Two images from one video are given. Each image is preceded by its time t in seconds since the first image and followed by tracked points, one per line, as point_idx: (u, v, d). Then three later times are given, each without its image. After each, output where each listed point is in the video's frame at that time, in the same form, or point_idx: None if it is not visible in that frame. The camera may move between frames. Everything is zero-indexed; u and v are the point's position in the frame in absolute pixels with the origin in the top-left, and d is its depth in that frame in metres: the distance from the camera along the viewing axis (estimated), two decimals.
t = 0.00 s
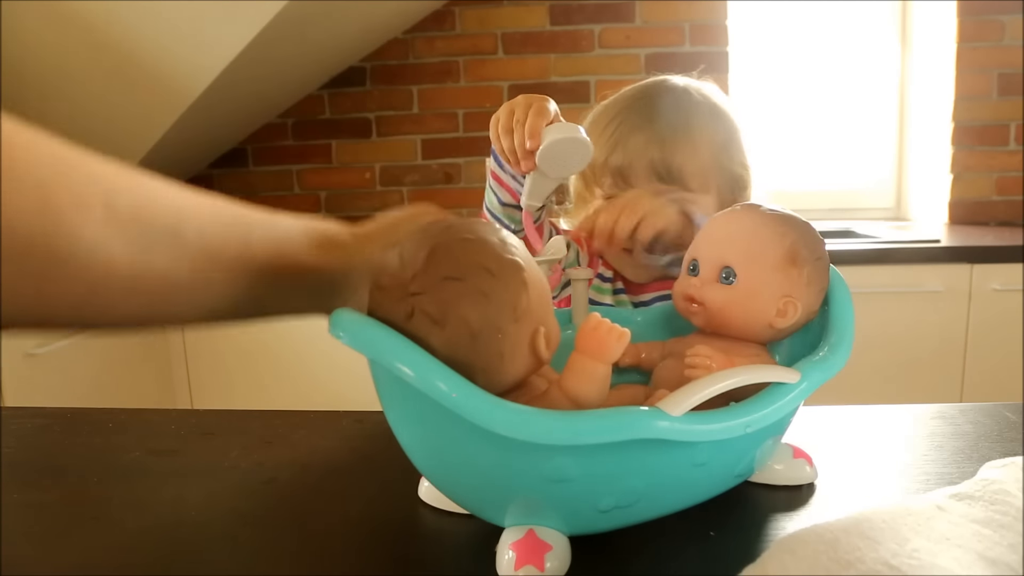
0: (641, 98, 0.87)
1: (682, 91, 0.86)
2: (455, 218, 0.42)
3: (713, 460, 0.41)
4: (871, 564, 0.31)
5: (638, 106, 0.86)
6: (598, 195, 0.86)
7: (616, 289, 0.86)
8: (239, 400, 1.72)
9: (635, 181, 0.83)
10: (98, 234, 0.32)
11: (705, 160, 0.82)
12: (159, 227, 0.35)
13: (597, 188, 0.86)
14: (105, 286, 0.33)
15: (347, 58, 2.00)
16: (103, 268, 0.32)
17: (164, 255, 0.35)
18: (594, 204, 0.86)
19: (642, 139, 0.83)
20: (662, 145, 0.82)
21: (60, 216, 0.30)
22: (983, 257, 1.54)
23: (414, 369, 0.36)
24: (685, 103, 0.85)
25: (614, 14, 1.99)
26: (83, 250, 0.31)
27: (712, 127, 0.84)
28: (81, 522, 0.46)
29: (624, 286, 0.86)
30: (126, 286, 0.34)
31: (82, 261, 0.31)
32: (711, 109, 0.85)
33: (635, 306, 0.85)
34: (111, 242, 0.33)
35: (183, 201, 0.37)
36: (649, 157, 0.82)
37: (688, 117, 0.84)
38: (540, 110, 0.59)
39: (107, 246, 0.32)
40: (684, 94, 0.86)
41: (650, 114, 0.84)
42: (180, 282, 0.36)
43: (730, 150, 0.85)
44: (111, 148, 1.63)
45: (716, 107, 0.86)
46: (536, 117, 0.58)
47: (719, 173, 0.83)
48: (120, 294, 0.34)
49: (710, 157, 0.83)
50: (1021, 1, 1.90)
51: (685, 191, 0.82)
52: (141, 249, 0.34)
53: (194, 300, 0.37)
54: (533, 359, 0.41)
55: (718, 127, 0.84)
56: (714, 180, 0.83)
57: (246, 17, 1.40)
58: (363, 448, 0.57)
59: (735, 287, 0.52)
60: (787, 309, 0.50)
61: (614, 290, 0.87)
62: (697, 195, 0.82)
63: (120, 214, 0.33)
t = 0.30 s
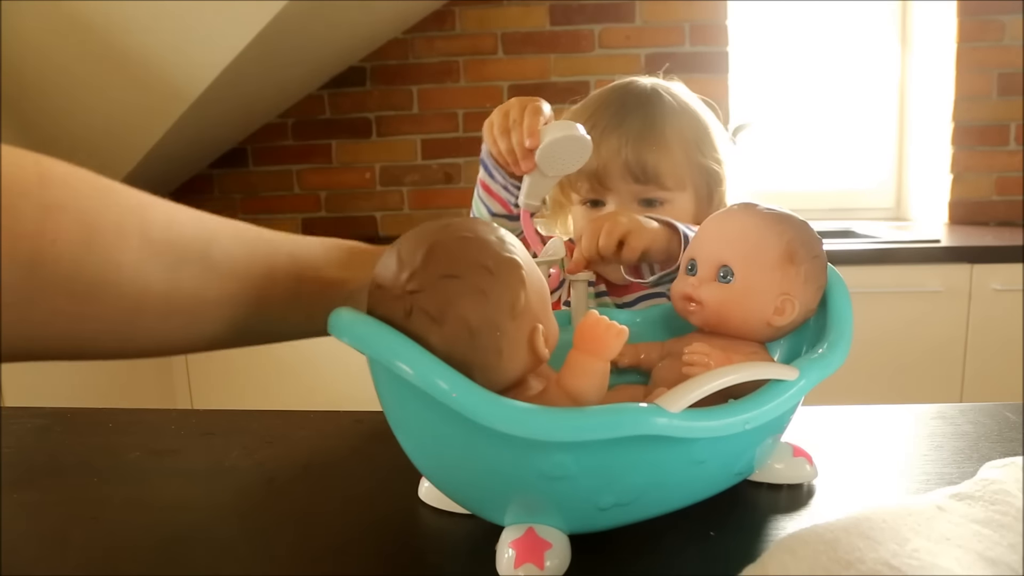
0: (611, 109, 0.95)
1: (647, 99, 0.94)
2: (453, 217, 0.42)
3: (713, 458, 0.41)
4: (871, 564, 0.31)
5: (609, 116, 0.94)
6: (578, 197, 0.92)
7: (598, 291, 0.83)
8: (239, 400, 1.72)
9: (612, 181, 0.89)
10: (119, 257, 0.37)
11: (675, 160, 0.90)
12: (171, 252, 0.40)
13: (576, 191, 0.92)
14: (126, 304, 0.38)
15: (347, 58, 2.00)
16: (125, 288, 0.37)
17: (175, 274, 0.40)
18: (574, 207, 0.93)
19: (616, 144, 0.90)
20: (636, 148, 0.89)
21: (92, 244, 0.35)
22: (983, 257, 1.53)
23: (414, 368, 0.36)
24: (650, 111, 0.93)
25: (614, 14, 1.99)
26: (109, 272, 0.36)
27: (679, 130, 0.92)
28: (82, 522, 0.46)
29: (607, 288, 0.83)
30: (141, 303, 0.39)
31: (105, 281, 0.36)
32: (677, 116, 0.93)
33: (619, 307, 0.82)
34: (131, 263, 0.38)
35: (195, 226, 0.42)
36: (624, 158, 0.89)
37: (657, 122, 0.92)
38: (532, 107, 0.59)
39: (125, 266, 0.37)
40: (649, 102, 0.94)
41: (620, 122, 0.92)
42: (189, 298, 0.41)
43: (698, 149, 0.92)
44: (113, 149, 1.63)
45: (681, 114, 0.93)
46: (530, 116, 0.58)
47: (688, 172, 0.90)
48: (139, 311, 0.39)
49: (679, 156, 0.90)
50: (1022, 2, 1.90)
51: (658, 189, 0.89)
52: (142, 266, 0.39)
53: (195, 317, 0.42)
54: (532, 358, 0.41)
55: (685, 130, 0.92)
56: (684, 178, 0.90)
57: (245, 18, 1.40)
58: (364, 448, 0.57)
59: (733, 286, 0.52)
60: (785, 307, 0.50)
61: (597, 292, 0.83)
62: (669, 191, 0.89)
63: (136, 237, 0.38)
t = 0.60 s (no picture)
0: (597, 110, 0.95)
1: (633, 99, 0.94)
2: (454, 217, 0.42)
3: (713, 458, 0.41)
4: (871, 564, 0.31)
5: (595, 117, 0.94)
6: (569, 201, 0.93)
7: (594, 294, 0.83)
8: (239, 400, 1.72)
9: (602, 183, 0.90)
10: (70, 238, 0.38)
11: (663, 157, 0.89)
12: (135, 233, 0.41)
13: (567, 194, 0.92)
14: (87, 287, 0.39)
15: (347, 58, 2.00)
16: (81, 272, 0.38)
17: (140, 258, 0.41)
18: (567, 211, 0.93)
19: (603, 144, 0.90)
20: (623, 147, 0.89)
21: (32, 229, 0.36)
22: (983, 257, 1.54)
23: (414, 368, 0.36)
24: (637, 109, 0.93)
25: (614, 14, 1.99)
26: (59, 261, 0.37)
27: (667, 127, 0.91)
28: (80, 521, 0.46)
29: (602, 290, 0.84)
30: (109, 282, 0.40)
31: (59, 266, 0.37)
32: (663, 113, 0.93)
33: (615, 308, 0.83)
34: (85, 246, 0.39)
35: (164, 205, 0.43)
36: (612, 158, 0.89)
37: (644, 121, 0.91)
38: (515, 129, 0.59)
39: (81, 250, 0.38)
40: (635, 101, 0.93)
41: (607, 122, 0.92)
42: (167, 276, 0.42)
43: (687, 145, 0.92)
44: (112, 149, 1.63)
45: (668, 112, 0.93)
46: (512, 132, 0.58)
47: (677, 168, 0.90)
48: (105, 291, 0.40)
49: (668, 153, 0.90)
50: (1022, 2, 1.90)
51: (648, 187, 0.89)
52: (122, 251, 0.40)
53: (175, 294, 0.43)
54: (532, 358, 0.41)
55: (673, 126, 0.92)
56: (674, 175, 0.89)
57: (245, 18, 1.40)
58: (364, 448, 0.57)
59: (733, 286, 0.52)
60: (785, 307, 0.50)
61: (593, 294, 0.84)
62: (659, 189, 0.89)
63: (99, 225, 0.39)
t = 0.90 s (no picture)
0: (594, 109, 0.95)
1: (630, 98, 0.94)
2: (453, 218, 0.42)
3: (713, 458, 0.41)
4: (871, 564, 0.31)
5: (592, 116, 0.94)
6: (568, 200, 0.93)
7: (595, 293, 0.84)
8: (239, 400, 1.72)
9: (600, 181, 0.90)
10: (78, 221, 0.40)
11: (661, 155, 0.90)
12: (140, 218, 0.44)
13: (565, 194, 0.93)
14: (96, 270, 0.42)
15: (347, 58, 2.00)
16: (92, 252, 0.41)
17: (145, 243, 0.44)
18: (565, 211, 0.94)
19: (600, 143, 0.91)
20: (621, 145, 0.90)
21: (38, 210, 0.38)
22: (983, 257, 1.54)
23: (414, 368, 0.36)
24: (634, 108, 0.93)
25: (614, 14, 1.99)
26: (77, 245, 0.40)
27: (665, 125, 0.91)
28: (81, 521, 0.46)
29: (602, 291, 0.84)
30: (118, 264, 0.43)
31: (67, 247, 0.40)
32: (660, 111, 0.93)
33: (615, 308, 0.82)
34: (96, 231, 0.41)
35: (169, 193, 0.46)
36: (610, 157, 0.89)
37: (641, 119, 0.91)
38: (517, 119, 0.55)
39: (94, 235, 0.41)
40: (632, 100, 0.94)
41: (604, 121, 0.93)
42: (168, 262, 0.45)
43: (685, 142, 0.92)
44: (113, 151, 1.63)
45: (665, 109, 0.93)
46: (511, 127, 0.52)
47: (675, 165, 0.90)
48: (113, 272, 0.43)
49: (665, 151, 0.90)
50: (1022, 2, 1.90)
51: (646, 185, 0.89)
52: (125, 234, 0.43)
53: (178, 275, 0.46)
54: (532, 358, 0.41)
55: (670, 123, 0.92)
56: (673, 172, 0.89)
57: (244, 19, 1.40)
58: (365, 448, 0.57)
59: (733, 285, 0.52)
60: (785, 307, 0.50)
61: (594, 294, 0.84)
62: (658, 186, 0.89)
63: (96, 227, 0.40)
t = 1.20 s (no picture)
0: (598, 104, 0.95)
1: (635, 94, 0.94)
2: (454, 218, 0.42)
3: (713, 457, 0.42)
4: (871, 564, 0.31)
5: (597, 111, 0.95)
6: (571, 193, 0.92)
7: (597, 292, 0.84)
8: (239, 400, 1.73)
9: (604, 172, 0.90)
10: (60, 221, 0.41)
11: (666, 148, 0.90)
12: (107, 214, 0.45)
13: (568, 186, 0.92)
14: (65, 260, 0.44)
15: (347, 58, 2.00)
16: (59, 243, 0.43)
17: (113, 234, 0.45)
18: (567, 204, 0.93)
19: (604, 135, 0.91)
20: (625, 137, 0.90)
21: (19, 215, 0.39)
22: (983, 257, 1.54)
23: (414, 368, 0.36)
24: (638, 103, 0.93)
25: (614, 14, 1.99)
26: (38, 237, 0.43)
27: (669, 121, 0.92)
28: (81, 521, 0.46)
29: (604, 290, 0.84)
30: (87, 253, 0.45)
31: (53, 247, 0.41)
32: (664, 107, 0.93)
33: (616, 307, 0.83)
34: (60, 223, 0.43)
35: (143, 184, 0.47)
36: (615, 149, 0.90)
37: (646, 113, 0.92)
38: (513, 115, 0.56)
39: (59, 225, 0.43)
40: (637, 95, 0.94)
41: (609, 114, 0.93)
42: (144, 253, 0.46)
43: (688, 138, 0.92)
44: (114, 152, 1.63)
45: (669, 106, 0.94)
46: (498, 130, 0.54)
47: (679, 160, 0.90)
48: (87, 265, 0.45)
49: (670, 144, 0.90)
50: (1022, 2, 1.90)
51: (650, 177, 0.89)
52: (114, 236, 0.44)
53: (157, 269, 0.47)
54: (532, 357, 0.41)
55: (675, 119, 0.92)
56: (676, 166, 0.89)
57: (244, 19, 1.40)
58: (365, 448, 0.57)
59: (733, 286, 0.52)
60: (785, 307, 0.50)
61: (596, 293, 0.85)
62: (661, 179, 0.89)
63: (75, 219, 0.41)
